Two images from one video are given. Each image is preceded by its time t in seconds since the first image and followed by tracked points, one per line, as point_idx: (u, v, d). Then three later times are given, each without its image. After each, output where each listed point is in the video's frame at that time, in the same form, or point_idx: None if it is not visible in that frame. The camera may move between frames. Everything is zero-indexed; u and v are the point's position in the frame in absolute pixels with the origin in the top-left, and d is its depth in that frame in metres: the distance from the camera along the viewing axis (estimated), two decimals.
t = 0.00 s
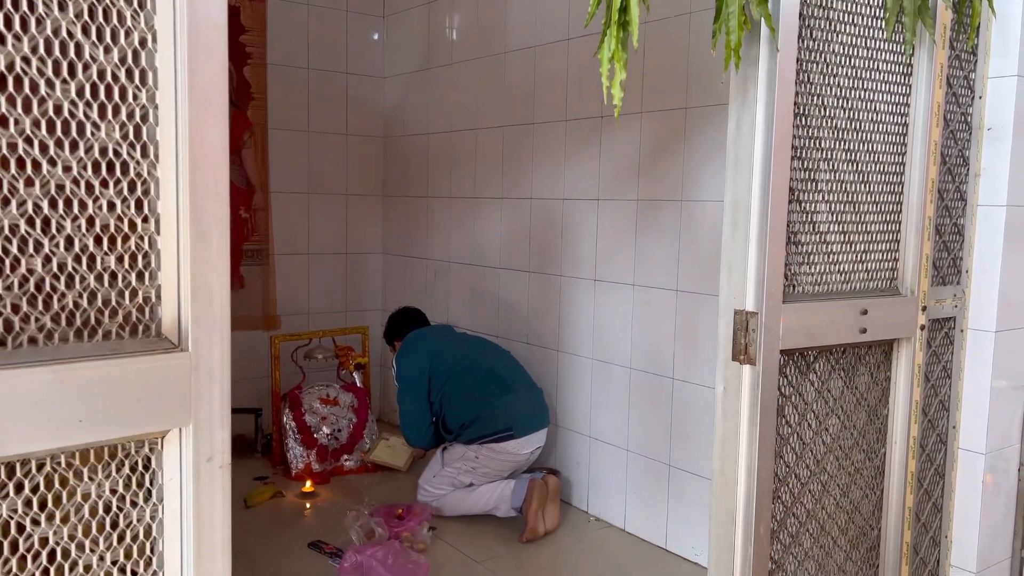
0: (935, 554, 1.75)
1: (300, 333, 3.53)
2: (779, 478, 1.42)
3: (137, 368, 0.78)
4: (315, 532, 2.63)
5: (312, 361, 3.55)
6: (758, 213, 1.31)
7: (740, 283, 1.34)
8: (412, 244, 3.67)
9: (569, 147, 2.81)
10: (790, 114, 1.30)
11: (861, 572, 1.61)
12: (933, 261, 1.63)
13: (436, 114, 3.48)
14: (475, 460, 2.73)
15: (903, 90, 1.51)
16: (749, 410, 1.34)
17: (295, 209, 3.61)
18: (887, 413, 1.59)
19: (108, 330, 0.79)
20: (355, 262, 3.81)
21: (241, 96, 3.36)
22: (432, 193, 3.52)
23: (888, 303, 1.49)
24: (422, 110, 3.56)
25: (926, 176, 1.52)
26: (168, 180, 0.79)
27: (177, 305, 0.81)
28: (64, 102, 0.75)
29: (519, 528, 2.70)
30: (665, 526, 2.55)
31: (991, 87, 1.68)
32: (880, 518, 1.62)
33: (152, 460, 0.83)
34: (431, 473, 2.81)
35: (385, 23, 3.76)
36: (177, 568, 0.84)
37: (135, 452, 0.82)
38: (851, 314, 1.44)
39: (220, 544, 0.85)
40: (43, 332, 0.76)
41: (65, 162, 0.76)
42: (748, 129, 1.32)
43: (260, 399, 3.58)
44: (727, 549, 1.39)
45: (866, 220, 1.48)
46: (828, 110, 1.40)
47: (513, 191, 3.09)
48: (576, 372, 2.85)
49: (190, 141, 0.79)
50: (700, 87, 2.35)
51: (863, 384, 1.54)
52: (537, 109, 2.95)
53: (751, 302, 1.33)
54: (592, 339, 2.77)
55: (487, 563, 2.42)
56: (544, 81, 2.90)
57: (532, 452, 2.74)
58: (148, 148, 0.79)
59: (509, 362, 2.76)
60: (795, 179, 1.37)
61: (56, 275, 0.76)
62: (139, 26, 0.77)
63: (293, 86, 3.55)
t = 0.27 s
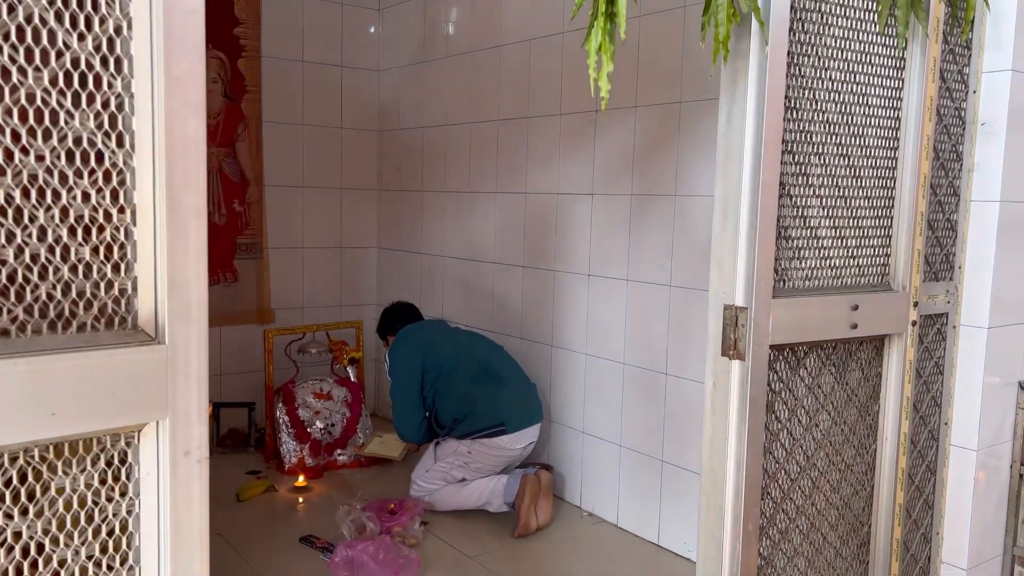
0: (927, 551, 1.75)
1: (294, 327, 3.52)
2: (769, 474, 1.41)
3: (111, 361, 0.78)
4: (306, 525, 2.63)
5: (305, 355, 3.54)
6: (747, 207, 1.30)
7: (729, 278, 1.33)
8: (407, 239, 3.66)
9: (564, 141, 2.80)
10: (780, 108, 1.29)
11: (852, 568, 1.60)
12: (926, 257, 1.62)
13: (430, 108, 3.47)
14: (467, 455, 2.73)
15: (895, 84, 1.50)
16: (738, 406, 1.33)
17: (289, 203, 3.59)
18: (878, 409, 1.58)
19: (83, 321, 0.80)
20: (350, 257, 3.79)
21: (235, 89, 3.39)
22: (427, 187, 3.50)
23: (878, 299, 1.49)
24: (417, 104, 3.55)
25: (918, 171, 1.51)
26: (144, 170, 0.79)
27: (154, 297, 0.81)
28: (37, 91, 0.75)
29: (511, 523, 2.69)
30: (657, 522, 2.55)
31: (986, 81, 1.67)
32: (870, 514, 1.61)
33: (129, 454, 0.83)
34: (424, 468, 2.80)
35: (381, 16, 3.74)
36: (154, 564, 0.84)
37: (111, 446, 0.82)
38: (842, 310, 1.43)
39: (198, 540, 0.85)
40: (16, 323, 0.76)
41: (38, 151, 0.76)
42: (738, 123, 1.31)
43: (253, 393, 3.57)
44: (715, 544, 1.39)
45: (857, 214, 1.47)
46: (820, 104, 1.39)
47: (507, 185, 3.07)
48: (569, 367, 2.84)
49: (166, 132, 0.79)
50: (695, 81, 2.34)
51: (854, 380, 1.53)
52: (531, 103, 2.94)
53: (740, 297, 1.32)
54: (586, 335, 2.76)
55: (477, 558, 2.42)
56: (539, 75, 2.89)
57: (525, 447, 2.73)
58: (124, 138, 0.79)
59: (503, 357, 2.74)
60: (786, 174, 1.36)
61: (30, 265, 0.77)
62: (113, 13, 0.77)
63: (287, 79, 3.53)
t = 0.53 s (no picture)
0: (926, 548, 1.74)
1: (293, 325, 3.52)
2: (766, 471, 1.41)
3: (98, 358, 0.77)
4: (305, 523, 2.63)
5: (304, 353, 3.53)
6: (745, 202, 1.29)
7: (727, 274, 1.32)
8: (405, 236, 3.65)
9: (562, 138, 2.79)
10: (777, 103, 1.28)
11: (850, 565, 1.59)
12: (925, 252, 1.61)
13: (429, 105, 3.46)
14: (466, 452, 2.73)
15: (894, 78, 1.49)
16: (735, 402, 1.33)
17: (287, 200, 3.59)
18: (876, 405, 1.57)
19: (71, 318, 0.79)
20: (349, 254, 3.79)
21: (233, 85, 3.39)
22: (426, 184, 3.50)
23: (876, 294, 1.48)
24: (416, 101, 3.54)
25: (917, 165, 1.50)
26: (132, 165, 0.79)
27: (142, 293, 0.81)
28: (23, 85, 0.74)
29: (510, 520, 2.69)
30: (656, 519, 2.54)
31: (986, 75, 1.65)
32: (869, 510, 1.60)
33: (118, 451, 0.82)
34: (423, 465, 2.79)
35: (380, 13, 3.73)
36: (144, 561, 0.83)
37: (100, 443, 0.81)
38: (840, 306, 1.42)
39: (188, 538, 0.84)
40: (2, 320, 0.76)
41: (24, 145, 0.76)
42: (735, 118, 1.30)
43: (252, 390, 3.57)
44: (712, 541, 1.38)
45: (856, 209, 1.47)
46: (818, 98, 1.38)
47: (506, 182, 3.06)
48: (568, 364, 2.83)
49: (154, 126, 0.78)
50: (693, 77, 2.33)
51: (853, 376, 1.52)
52: (530, 100, 2.93)
53: (737, 293, 1.31)
54: (585, 332, 2.76)
55: (476, 555, 2.42)
56: (537, 71, 2.88)
57: (524, 444, 2.73)
58: (112, 131, 0.79)
59: (500, 353, 2.75)
60: (784, 168, 1.35)
61: (16, 261, 0.76)
62: (100, 6, 0.77)
63: (286, 76, 3.53)
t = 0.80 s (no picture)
0: (930, 543, 1.73)
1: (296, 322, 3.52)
2: (770, 467, 1.40)
3: (100, 358, 0.77)
4: (309, 520, 2.63)
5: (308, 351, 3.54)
6: (747, 198, 1.29)
7: (729, 270, 1.32)
8: (408, 233, 3.65)
9: (564, 135, 2.79)
10: (779, 98, 1.28)
11: (855, 560, 1.59)
12: (928, 247, 1.60)
13: (431, 102, 3.45)
14: (469, 449, 2.73)
15: (896, 73, 1.48)
16: (738, 398, 1.32)
17: (290, 198, 3.59)
18: (880, 401, 1.57)
19: (73, 317, 0.79)
20: (351, 252, 3.79)
21: (235, 83, 3.39)
22: (428, 181, 3.49)
23: (880, 290, 1.47)
24: (417, 98, 3.54)
25: (920, 160, 1.50)
26: (132, 164, 0.79)
27: (143, 292, 0.81)
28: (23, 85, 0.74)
29: (514, 517, 2.69)
30: (660, 516, 2.54)
31: (989, 69, 1.64)
32: (873, 506, 1.60)
33: (120, 450, 0.82)
34: (426, 463, 2.80)
35: (381, 10, 3.73)
36: (147, 560, 0.83)
37: (102, 442, 0.81)
38: (843, 302, 1.41)
39: (191, 537, 0.85)
40: (4, 320, 0.76)
41: (24, 145, 0.76)
42: (737, 113, 1.29)
43: (256, 389, 3.57)
44: (716, 537, 1.38)
45: (858, 204, 1.46)
46: (820, 93, 1.37)
47: (508, 178, 3.06)
48: (571, 361, 2.83)
49: (154, 125, 0.78)
50: (695, 73, 2.32)
51: (856, 372, 1.52)
52: (531, 96, 2.92)
53: (740, 289, 1.31)
54: (588, 329, 2.75)
55: (480, 552, 2.42)
56: (539, 67, 2.87)
57: (527, 440, 2.73)
58: (112, 131, 0.79)
59: (503, 349, 2.75)
60: (786, 164, 1.34)
61: (17, 262, 0.76)
62: (99, 5, 0.77)
63: (287, 74, 3.52)
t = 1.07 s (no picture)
0: (937, 540, 1.73)
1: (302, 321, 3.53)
2: (776, 464, 1.40)
3: (106, 359, 0.78)
4: (316, 518, 2.64)
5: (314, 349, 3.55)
6: (752, 195, 1.29)
7: (734, 267, 1.32)
8: (413, 231, 3.65)
9: (569, 132, 2.78)
10: (785, 95, 1.27)
11: (861, 557, 1.59)
12: (935, 243, 1.59)
13: (435, 100, 3.45)
14: (476, 447, 2.73)
15: (902, 69, 1.48)
16: (744, 396, 1.32)
17: (295, 197, 3.59)
18: (886, 397, 1.57)
19: (80, 319, 0.80)
20: (357, 250, 3.79)
21: (240, 82, 3.39)
22: (433, 179, 3.49)
23: (886, 286, 1.47)
24: (422, 96, 3.54)
25: (926, 156, 1.49)
26: (138, 166, 0.79)
27: (150, 293, 0.81)
28: (29, 88, 0.75)
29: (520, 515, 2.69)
30: (666, 513, 2.54)
31: (995, 64, 1.64)
32: (880, 503, 1.60)
33: (128, 451, 0.83)
34: (433, 460, 2.80)
35: (386, 9, 3.73)
36: (156, 560, 0.84)
37: (110, 443, 0.82)
38: (849, 298, 1.41)
39: (199, 537, 0.85)
40: (12, 322, 0.77)
41: (31, 148, 0.76)
42: (742, 110, 1.29)
43: (263, 387, 3.58)
44: (723, 535, 1.38)
45: (864, 201, 1.46)
46: (825, 89, 1.37)
47: (513, 176, 3.06)
48: (577, 359, 2.83)
49: (160, 127, 0.79)
50: (700, 69, 2.32)
51: (863, 368, 1.52)
52: (536, 94, 2.92)
53: (745, 287, 1.31)
54: (594, 326, 2.75)
55: (487, 550, 2.42)
56: (543, 64, 2.87)
57: (533, 438, 2.73)
58: (117, 133, 0.79)
59: (507, 346, 2.75)
60: (791, 161, 1.34)
61: (24, 264, 0.77)
62: (104, 7, 0.77)
63: (292, 73, 3.53)
